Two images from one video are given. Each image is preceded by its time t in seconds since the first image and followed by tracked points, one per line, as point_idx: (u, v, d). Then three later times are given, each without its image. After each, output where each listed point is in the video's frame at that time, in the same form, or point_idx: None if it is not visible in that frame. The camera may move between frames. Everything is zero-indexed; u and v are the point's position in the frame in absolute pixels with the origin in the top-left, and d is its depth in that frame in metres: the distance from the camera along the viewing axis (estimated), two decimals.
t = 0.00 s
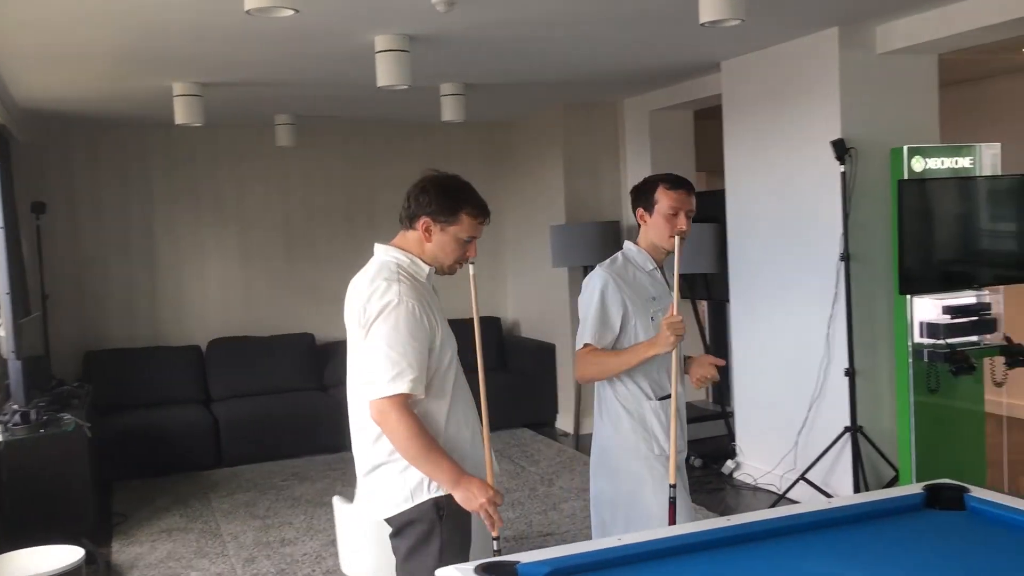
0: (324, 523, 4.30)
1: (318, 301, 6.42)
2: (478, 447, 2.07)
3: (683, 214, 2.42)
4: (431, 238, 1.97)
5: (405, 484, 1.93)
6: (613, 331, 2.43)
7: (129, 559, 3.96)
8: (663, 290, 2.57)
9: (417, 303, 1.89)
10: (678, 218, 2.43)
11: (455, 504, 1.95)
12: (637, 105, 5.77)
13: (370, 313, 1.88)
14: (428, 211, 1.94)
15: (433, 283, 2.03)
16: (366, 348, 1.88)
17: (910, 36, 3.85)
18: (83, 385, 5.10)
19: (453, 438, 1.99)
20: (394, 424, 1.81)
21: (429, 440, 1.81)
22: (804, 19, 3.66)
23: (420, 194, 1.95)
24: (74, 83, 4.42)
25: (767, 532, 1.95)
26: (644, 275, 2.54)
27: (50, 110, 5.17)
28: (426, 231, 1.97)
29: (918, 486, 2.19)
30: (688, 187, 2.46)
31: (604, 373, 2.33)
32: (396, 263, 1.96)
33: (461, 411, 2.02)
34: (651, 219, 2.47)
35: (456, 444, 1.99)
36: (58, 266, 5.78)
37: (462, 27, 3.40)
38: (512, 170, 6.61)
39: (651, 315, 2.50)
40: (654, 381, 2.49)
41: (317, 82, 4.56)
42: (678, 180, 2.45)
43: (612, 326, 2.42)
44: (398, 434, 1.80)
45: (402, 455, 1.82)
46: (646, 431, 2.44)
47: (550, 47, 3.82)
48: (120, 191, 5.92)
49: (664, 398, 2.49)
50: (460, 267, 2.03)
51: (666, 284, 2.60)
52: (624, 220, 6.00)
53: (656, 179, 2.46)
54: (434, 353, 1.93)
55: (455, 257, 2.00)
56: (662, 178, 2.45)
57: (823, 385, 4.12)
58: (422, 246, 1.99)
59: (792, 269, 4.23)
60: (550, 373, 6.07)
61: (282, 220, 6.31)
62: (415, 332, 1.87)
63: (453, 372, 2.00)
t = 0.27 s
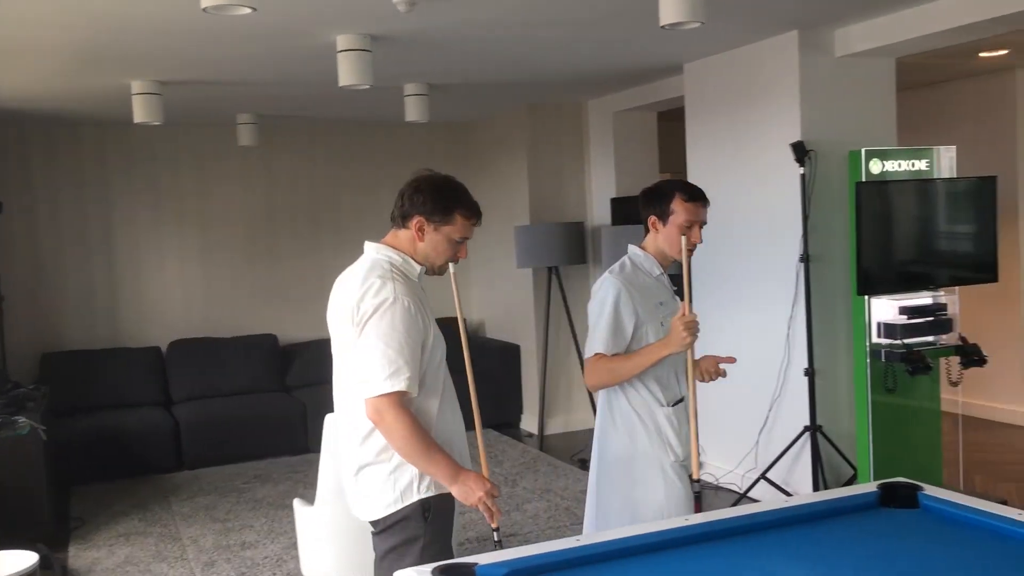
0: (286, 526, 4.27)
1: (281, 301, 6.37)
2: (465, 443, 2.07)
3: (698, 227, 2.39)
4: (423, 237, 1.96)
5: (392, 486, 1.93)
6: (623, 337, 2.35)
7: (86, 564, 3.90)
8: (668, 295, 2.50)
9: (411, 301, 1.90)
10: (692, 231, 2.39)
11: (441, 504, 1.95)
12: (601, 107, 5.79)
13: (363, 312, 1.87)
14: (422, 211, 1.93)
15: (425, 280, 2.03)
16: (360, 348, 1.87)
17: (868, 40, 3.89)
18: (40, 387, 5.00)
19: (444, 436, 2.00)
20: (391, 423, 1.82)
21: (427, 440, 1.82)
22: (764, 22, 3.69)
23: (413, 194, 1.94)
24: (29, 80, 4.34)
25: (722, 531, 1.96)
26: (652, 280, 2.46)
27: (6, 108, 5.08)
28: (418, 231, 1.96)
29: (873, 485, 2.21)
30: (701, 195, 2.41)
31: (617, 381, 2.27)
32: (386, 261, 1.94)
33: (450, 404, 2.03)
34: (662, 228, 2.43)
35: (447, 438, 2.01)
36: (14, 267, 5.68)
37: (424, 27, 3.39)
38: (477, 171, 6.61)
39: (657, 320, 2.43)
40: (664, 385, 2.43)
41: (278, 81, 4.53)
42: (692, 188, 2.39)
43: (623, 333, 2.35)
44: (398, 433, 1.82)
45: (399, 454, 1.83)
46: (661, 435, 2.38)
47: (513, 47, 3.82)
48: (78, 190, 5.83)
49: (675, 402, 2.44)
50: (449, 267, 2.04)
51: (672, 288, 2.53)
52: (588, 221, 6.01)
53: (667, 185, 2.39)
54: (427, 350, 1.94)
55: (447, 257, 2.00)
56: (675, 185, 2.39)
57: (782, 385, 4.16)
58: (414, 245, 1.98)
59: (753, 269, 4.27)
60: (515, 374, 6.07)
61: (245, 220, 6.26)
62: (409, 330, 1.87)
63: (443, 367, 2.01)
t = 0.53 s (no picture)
0: (246, 530, 4.22)
1: (243, 302, 6.31)
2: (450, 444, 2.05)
3: (689, 209, 2.44)
4: (414, 238, 1.98)
5: (370, 484, 1.92)
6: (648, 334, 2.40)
7: (41, 569, 3.83)
8: (688, 287, 2.55)
9: (395, 299, 1.90)
10: (686, 214, 2.45)
11: (416, 503, 1.94)
12: (566, 109, 5.80)
13: (347, 307, 1.88)
14: (413, 211, 1.96)
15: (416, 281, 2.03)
16: (343, 344, 1.88)
17: (829, 44, 3.93)
18: None
19: (427, 436, 1.98)
20: (369, 418, 1.82)
21: (406, 436, 1.82)
22: (726, 26, 3.71)
23: (404, 195, 1.97)
24: None
25: (679, 532, 1.96)
26: (669, 276, 2.50)
27: None
28: (409, 232, 1.98)
29: (830, 485, 2.23)
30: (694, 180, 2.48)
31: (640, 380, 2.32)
32: (376, 261, 1.96)
33: (437, 406, 2.02)
34: (660, 221, 2.50)
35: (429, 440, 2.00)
36: None
37: (387, 26, 3.37)
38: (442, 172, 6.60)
39: (678, 314, 2.48)
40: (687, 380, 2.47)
41: (240, 80, 4.48)
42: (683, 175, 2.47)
43: (645, 331, 2.39)
44: (375, 428, 1.81)
45: (378, 450, 1.83)
46: (680, 432, 2.41)
47: (478, 48, 3.81)
48: (36, 189, 5.73)
49: (697, 398, 2.46)
50: (441, 269, 2.04)
51: (690, 280, 2.57)
52: (553, 223, 6.02)
53: (660, 177, 2.49)
54: (411, 349, 1.93)
55: (437, 259, 2.01)
56: (665, 176, 2.48)
57: (745, 385, 4.19)
58: (406, 247, 2.00)
59: (717, 272, 4.30)
60: (480, 375, 6.06)
61: (207, 220, 6.19)
62: (391, 327, 1.88)
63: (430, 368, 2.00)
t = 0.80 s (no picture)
0: (209, 535, 4.18)
1: (207, 305, 6.24)
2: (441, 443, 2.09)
3: (685, 204, 2.39)
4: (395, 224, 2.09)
5: (363, 473, 1.98)
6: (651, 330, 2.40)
7: None
8: (692, 285, 2.54)
9: (383, 294, 1.99)
10: (682, 208, 2.40)
11: (406, 498, 1.97)
12: (533, 111, 5.81)
13: (338, 299, 1.99)
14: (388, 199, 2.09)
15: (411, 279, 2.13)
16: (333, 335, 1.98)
17: (792, 49, 3.97)
18: None
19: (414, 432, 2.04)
20: (350, 405, 1.90)
21: (385, 426, 1.88)
22: (691, 30, 3.74)
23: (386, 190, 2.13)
24: None
25: (640, 535, 1.96)
26: (670, 273, 2.49)
27: None
28: (389, 219, 2.10)
29: (790, 487, 2.24)
30: (692, 176, 2.44)
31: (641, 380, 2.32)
32: (371, 258, 2.07)
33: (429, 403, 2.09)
34: (659, 216, 2.46)
35: (419, 437, 2.05)
36: None
37: (351, 27, 3.35)
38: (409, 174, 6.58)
39: (681, 311, 2.48)
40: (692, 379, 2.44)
41: (203, 80, 4.44)
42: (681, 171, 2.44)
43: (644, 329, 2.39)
44: (355, 416, 1.88)
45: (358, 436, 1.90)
46: (677, 431, 2.41)
47: (443, 50, 3.80)
48: None
49: (698, 397, 2.43)
50: (431, 251, 2.09)
51: (694, 278, 2.56)
52: (520, 225, 6.02)
53: (659, 173, 2.46)
54: (399, 344, 2.01)
55: (419, 237, 2.07)
56: (665, 172, 2.45)
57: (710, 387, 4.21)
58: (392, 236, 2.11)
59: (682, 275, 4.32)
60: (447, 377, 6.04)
61: (170, 221, 6.12)
62: (377, 320, 1.96)
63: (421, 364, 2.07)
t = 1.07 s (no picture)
0: (174, 541, 4.13)
1: (173, 308, 6.17)
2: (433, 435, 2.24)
3: (693, 206, 2.47)
4: (387, 225, 2.27)
5: (359, 462, 2.14)
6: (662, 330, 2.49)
7: None
8: (704, 289, 2.62)
9: (371, 289, 2.16)
10: (691, 210, 2.48)
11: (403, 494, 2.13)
12: (502, 114, 5.81)
13: (328, 292, 2.17)
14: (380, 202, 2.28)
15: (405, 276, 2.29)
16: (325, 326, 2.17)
17: (757, 54, 4.00)
18: None
19: (403, 418, 2.20)
20: (336, 389, 2.08)
21: (366, 412, 2.06)
22: (657, 34, 3.76)
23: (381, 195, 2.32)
24: None
25: (606, 538, 1.95)
26: (680, 276, 2.58)
27: None
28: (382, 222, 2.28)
29: (755, 488, 2.25)
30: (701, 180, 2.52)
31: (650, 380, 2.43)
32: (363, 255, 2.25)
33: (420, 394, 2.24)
34: (670, 219, 2.54)
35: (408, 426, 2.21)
36: None
37: (317, 28, 3.33)
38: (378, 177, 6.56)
39: (689, 313, 2.57)
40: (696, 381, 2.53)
41: (167, 81, 4.39)
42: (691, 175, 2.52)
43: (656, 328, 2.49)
44: (341, 400, 2.07)
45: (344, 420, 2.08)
46: (675, 434, 2.52)
47: (411, 52, 3.79)
48: None
49: (698, 401, 2.53)
50: (420, 248, 2.25)
51: (706, 281, 2.63)
52: (489, 228, 6.01)
53: (670, 177, 2.54)
54: (386, 336, 2.18)
55: (408, 235, 2.24)
56: (676, 176, 2.53)
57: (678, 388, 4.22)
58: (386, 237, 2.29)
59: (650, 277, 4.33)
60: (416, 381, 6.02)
61: (135, 223, 6.05)
62: (363, 312, 2.13)
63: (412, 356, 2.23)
